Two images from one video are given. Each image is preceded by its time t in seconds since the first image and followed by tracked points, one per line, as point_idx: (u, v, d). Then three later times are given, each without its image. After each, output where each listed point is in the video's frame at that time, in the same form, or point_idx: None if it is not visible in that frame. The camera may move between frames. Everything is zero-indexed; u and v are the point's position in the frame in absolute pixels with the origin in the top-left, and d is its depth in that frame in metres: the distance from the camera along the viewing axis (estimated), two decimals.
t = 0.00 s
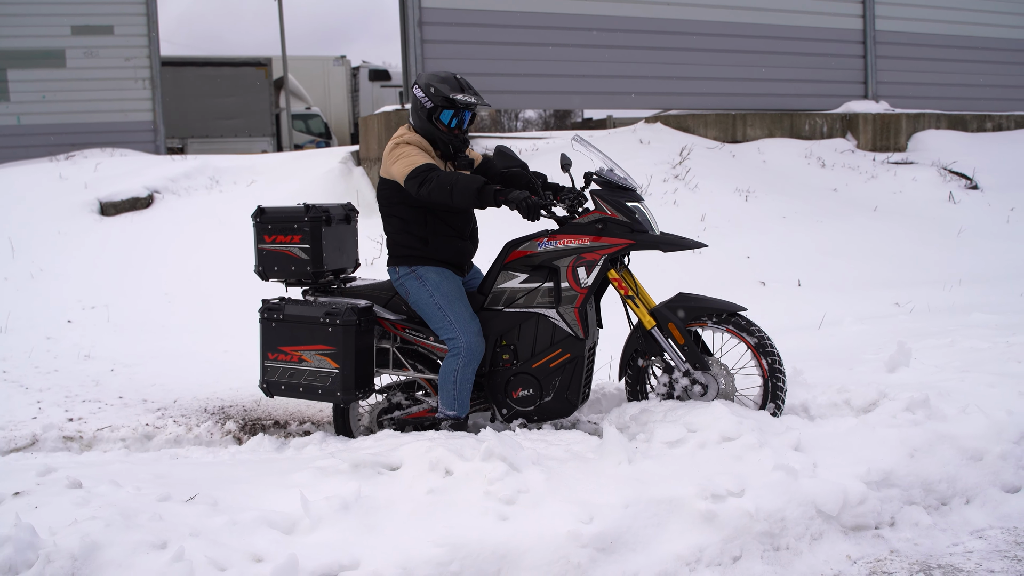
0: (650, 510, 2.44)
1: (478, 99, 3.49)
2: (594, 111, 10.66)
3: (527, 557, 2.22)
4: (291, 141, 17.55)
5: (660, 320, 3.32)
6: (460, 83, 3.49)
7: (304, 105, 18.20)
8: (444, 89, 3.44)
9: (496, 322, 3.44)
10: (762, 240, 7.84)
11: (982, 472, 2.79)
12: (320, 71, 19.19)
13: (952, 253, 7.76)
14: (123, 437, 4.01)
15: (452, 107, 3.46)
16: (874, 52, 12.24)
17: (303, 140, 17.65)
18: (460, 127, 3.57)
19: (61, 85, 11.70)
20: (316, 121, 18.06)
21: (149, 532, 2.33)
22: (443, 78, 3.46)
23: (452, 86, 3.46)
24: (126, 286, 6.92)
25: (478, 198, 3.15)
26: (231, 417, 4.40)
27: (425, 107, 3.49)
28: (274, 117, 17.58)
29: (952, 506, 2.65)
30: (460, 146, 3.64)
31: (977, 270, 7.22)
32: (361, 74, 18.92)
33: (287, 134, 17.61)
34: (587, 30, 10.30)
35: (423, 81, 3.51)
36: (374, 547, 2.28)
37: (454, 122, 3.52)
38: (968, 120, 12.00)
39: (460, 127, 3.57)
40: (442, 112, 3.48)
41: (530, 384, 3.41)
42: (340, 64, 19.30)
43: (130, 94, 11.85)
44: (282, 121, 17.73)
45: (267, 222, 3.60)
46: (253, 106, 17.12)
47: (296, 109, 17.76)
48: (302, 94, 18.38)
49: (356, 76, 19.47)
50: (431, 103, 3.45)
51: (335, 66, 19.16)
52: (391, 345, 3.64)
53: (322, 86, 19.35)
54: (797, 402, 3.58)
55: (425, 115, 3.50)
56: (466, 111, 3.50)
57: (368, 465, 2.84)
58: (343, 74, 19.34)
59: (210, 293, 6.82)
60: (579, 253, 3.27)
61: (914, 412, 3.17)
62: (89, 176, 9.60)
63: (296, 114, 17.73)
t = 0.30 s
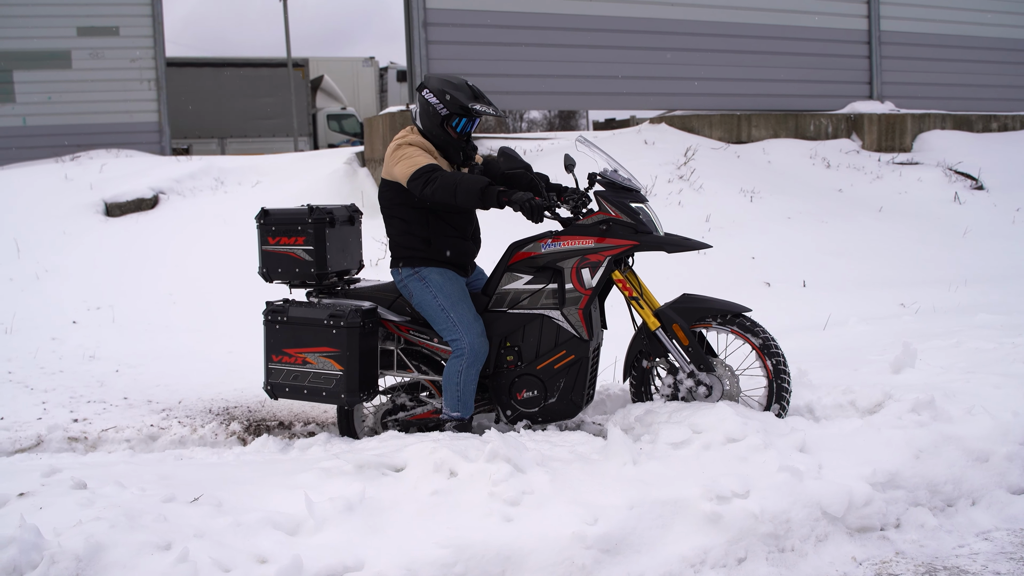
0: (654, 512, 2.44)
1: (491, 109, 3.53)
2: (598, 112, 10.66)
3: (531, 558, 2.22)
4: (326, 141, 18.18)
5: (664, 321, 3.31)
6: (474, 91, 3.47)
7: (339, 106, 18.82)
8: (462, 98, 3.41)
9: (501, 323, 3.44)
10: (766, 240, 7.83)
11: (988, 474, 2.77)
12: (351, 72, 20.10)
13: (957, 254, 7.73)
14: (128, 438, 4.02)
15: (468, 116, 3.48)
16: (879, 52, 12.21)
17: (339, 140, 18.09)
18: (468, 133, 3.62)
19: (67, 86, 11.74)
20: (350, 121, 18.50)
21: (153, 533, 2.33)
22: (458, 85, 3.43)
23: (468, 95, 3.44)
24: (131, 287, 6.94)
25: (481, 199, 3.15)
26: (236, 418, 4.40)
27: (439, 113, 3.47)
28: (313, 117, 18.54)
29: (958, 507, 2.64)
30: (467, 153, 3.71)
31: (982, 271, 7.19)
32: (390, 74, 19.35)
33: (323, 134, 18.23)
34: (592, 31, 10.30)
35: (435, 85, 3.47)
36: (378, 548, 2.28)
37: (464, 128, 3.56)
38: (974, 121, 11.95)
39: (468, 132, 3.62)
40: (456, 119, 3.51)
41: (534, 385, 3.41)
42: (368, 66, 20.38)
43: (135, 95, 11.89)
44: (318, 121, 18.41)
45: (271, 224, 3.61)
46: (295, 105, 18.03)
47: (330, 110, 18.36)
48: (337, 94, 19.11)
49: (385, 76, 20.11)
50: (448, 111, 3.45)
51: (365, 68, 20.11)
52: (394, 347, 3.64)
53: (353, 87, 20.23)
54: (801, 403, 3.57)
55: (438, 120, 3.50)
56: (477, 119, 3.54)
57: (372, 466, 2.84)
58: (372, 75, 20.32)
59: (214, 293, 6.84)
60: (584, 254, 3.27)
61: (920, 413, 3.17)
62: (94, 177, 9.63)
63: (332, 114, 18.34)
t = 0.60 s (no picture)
0: (652, 518, 2.44)
1: (474, 102, 3.47)
2: (598, 117, 10.68)
3: (530, 564, 2.22)
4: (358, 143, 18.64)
5: (663, 326, 3.32)
6: (460, 87, 3.49)
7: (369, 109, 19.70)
8: (442, 92, 3.46)
9: (500, 328, 3.44)
10: (765, 245, 7.84)
11: (988, 480, 2.77)
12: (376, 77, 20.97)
13: (957, 259, 7.73)
14: (126, 443, 4.01)
15: (449, 110, 3.45)
16: (879, 57, 12.24)
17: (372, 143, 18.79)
18: (462, 131, 3.55)
19: (67, 90, 11.76)
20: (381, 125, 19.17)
21: (151, 539, 2.33)
22: (443, 84, 3.48)
23: (451, 90, 3.48)
24: (130, 291, 6.94)
25: (480, 208, 3.15)
26: (234, 423, 4.40)
27: (424, 113, 3.50)
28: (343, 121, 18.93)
29: (957, 513, 2.64)
30: (456, 151, 3.59)
31: (981, 276, 7.19)
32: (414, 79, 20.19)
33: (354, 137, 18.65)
34: (592, 36, 10.32)
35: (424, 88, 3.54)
36: (377, 553, 2.28)
37: (454, 126, 3.51)
38: (973, 126, 11.98)
39: (461, 131, 3.55)
40: (440, 116, 3.48)
41: (533, 391, 3.41)
42: (392, 70, 20.27)
43: (135, 100, 11.90)
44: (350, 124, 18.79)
45: (270, 229, 3.61)
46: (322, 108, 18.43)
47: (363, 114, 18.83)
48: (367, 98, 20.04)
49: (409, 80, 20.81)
50: (429, 107, 3.47)
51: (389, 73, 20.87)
52: (394, 351, 3.62)
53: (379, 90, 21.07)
54: (801, 408, 3.57)
55: (424, 120, 3.52)
56: (463, 114, 3.48)
57: (371, 471, 2.84)
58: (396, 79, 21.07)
59: (213, 298, 6.84)
60: (583, 259, 3.27)
61: (919, 418, 3.17)
62: (94, 181, 9.63)
63: (364, 117, 18.67)
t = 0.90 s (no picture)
0: (651, 521, 2.44)
1: (470, 104, 3.48)
2: (597, 120, 10.71)
3: (528, 566, 2.22)
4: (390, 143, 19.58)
5: (662, 330, 3.32)
6: (455, 90, 3.50)
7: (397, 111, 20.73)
8: (438, 96, 3.46)
9: (499, 331, 3.44)
10: (764, 249, 7.85)
11: (986, 484, 2.77)
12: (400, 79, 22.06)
13: (956, 263, 7.74)
14: (124, 446, 4.01)
15: (445, 114, 3.47)
16: (877, 61, 12.27)
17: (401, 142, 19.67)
18: (459, 134, 3.54)
19: (66, 93, 11.76)
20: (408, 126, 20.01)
21: (149, 542, 2.33)
22: (438, 87, 3.49)
23: (447, 93, 3.49)
24: (129, 294, 6.94)
25: (472, 216, 3.15)
26: (233, 426, 4.39)
27: (422, 117, 3.52)
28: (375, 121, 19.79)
29: (955, 517, 2.64)
30: (455, 154, 3.57)
31: (980, 280, 7.19)
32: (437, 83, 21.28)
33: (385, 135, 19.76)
34: (591, 40, 10.35)
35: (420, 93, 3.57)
36: (375, 556, 2.28)
37: (452, 129, 3.51)
38: (971, 130, 12.01)
39: (459, 134, 3.54)
40: (437, 119, 3.49)
41: (532, 394, 3.41)
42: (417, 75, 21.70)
43: (134, 102, 11.90)
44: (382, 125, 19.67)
45: (269, 231, 3.61)
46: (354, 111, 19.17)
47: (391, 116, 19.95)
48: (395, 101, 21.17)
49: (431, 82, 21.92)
50: (426, 111, 3.49)
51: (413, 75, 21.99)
52: (393, 354, 3.65)
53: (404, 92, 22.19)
54: (799, 412, 3.58)
55: (422, 124, 3.53)
56: (459, 117, 3.49)
57: (370, 474, 2.84)
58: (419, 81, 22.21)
59: (212, 300, 6.85)
60: (582, 263, 3.28)
61: (917, 422, 3.17)
62: (93, 184, 9.63)
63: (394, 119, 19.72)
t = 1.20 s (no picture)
0: (652, 522, 2.44)
1: (465, 104, 3.49)
2: (597, 121, 10.71)
3: (529, 565, 2.22)
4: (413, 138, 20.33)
5: (663, 330, 3.32)
6: (451, 89, 3.50)
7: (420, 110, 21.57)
8: (434, 95, 3.48)
9: (500, 332, 3.44)
10: (764, 250, 7.85)
11: (986, 484, 2.78)
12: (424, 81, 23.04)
13: (956, 264, 7.74)
14: (125, 446, 4.01)
15: (440, 114, 3.47)
16: (878, 61, 12.27)
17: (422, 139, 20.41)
18: (456, 134, 3.53)
19: (66, 93, 11.76)
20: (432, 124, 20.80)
21: (150, 542, 2.33)
22: (435, 88, 3.51)
23: (442, 93, 3.49)
24: (129, 294, 6.94)
25: (420, 226, 3.23)
26: (233, 426, 4.40)
27: (419, 118, 3.53)
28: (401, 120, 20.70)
29: (956, 517, 2.64)
30: (451, 154, 3.55)
31: (980, 281, 7.19)
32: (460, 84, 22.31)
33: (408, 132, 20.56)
34: (591, 40, 10.35)
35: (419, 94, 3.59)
36: (376, 556, 2.28)
37: (448, 128, 3.50)
38: (972, 130, 12.01)
39: (455, 133, 3.52)
40: (433, 119, 3.50)
41: (532, 394, 3.41)
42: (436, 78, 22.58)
43: (134, 103, 11.91)
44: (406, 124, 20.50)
45: (270, 232, 3.61)
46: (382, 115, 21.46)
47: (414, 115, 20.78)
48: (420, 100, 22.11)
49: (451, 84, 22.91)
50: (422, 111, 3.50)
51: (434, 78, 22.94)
52: (393, 355, 3.64)
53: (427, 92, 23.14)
54: (799, 412, 3.58)
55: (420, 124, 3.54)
56: (455, 117, 3.49)
57: (370, 474, 2.84)
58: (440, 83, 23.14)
59: (213, 301, 6.86)
60: (583, 263, 3.28)
61: (918, 423, 3.17)
62: (93, 184, 9.63)
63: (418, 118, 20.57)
